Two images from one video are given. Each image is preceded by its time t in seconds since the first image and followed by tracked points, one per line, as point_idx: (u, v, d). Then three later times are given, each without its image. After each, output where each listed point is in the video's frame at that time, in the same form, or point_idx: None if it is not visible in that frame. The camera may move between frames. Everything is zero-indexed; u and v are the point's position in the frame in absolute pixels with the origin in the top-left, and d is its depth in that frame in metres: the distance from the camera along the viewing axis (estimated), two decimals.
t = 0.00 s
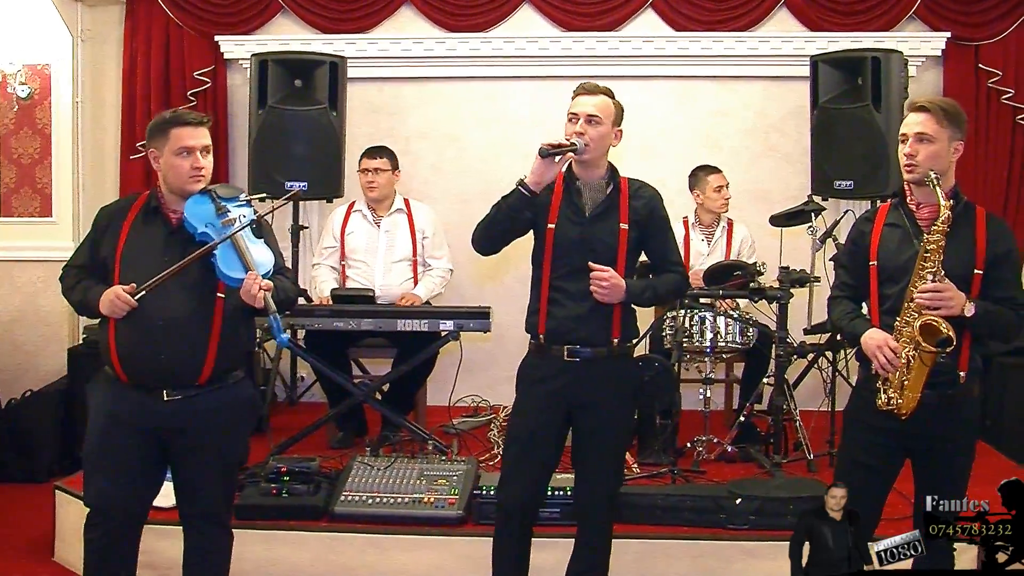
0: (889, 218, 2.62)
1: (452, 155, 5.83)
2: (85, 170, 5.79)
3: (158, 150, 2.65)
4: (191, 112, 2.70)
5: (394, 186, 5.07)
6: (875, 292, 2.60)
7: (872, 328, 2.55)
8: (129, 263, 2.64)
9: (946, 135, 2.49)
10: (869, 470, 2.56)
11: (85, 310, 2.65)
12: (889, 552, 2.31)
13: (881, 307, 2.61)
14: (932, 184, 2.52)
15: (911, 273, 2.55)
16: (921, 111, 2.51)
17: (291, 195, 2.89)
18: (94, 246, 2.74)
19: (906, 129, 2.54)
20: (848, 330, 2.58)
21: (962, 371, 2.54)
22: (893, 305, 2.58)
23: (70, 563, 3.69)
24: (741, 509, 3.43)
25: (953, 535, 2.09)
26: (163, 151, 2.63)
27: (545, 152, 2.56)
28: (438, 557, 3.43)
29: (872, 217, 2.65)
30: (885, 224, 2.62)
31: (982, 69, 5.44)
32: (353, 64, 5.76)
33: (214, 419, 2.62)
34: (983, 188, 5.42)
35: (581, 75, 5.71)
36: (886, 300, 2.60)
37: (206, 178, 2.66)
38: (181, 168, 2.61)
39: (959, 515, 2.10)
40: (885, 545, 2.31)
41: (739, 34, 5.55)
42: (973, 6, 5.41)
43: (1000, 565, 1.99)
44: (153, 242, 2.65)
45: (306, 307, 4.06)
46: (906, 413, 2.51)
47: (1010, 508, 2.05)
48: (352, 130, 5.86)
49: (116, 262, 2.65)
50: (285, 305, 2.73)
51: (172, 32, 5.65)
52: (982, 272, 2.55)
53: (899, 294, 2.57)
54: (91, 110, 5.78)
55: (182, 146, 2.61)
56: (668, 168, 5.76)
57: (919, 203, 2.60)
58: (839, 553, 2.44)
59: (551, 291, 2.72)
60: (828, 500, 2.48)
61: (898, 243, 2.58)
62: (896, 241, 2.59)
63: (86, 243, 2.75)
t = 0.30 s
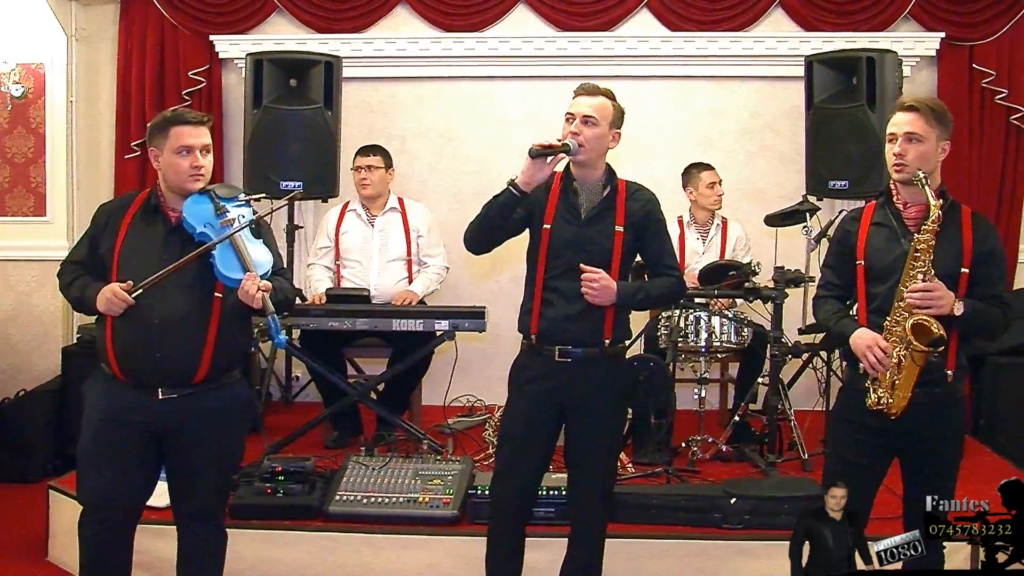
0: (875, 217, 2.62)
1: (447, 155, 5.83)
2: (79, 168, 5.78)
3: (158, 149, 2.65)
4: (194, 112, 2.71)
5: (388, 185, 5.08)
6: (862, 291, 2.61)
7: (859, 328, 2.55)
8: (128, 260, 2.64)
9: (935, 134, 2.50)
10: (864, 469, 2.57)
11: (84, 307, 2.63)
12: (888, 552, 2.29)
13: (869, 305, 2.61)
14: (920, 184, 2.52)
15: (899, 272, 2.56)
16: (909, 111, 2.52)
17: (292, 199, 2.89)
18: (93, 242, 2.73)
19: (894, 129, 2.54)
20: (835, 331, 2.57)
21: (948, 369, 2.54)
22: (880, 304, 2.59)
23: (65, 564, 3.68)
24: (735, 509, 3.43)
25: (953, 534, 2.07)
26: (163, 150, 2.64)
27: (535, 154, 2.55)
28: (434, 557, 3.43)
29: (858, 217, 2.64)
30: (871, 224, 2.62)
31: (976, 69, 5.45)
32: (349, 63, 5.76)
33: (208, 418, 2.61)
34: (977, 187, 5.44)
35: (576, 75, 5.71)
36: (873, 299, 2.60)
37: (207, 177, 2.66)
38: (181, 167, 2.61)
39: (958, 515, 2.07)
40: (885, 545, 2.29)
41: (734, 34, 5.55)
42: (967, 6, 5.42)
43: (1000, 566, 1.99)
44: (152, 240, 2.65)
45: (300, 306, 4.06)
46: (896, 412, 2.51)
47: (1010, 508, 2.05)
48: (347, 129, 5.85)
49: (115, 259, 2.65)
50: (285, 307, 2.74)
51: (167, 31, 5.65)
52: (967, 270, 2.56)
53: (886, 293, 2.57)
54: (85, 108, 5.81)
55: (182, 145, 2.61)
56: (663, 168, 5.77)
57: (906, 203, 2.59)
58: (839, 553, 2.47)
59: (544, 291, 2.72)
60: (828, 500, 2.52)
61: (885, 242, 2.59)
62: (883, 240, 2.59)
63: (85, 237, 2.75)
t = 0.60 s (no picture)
0: (860, 219, 2.62)
1: (446, 157, 5.84)
2: (78, 170, 5.78)
3: (154, 150, 2.65)
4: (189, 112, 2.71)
5: (387, 188, 5.08)
6: (848, 292, 2.61)
7: (847, 330, 2.55)
8: (125, 261, 2.63)
9: (923, 136, 2.52)
10: (862, 471, 2.56)
11: (79, 307, 2.63)
12: (888, 552, 2.32)
13: (854, 308, 2.62)
14: (907, 186, 2.55)
15: (887, 274, 2.56)
16: (898, 112, 2.52)
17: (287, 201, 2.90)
18: (87, 241, 2.72)
19: (882, 130, 2.55)
20: (821, 333, 2.57)
21: (936, 369, 2.54)
22: (867, 306, 2.59)
23: (63, 566, 3.68)
24: (735, 511, 3.43)
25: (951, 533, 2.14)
26: (158, 150, 2.63)
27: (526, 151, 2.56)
28: (433, 559, 3.43)
29: (843, 219, 2.65)
30: (857, 225, 2.62)
31: (975, 71, 5.45)
32: (348, 66, 5.76)
33: (204, 419, 2.62)
34: (975, 190, 5.45)
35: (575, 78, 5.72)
36: (860, 301, 2.61)
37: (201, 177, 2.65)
38: (177, 168, 2.61)
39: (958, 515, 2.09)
40: (885, 545, 2.31)
41: (733, 37, 5.55)
42: (966, 9, 5.42)
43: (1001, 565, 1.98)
44: (150, 241, 2.65)
45: (299, 308, 4.06)
46: (885, 414, 2.52)
47: (1010, 507, 2.05)
48: (347, 132, 5.86)
49: (111, 259, 2.64)
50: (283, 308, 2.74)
51: (166, 33, 5.65)
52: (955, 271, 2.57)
53: (873, 294, 2.58)
54: (85, 110, 5.81)
55: (177, 145, 2.61)
56: (662, 170, 5.77)
57: (891, 204, 2.61)
58: (839, 553, 2.48)
59: (536, 292, 2.73)
60: (828, 500, 2.53)
61: (871, 243, 2.59)
62: (869, 241, 2.60)
63: (80, 236, 2.74)
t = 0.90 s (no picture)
0: (844, 222, 2.63)
1: (447, 161, 5.85)
2: (79, 173, 5.78)
3: (153, 154, 2.66)
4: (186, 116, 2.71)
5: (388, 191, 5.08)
6: (834, 295, 2.61)
7: (834, 333, 2.55)
8: (125, 265, 2.63)
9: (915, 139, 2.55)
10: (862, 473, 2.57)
11: (79, 311, 2.64)
12: (888, 552, 2.32)
13: (841, 311, 2.62)
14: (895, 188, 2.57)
15: (875, 277, 2.57)
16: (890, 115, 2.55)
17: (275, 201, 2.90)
18: (88, 246, 2.73)
19: (878, 131, 2.54)
20: (808, 336, 2.57)
21: (919, 369, 2.54)
22: (853, 309, 2.60)
23: (62, 569, 3.68)
24: (735, 514, 3.42)
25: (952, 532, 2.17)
26: (157, 155, 2.64)
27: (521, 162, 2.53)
28: (433, 561, 3.43)
29: (826, 222, 2.65)
30: (841, 228, 2.63)
31: (975, 75, 5.46)
32: (349, 69, 5.76)
33: (203, 423, 2.61)
34: (975, 194, 5.46)
35: (575, 81, 5.72)
36: (846, 303, 2.61)
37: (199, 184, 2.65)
38: (176, 172, 2.61)
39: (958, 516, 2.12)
40: (885, 545, 2.31)
41: (734, 40, 5.55)
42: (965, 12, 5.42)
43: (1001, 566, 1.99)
44: (149, 246, 2.65)
45: (299, 311, 4.07)
46: (876, 418, 2.52)
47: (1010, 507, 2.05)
48: (347, 135, 5.87)
49: (111, 263, 2.64)
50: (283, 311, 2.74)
51: (166, 37, 5.66)
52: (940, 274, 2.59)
53: (859, 297, 2.58)
54: (85, 113, 5.82)
55: (175, 150, 2.61)
56: (662, 174, 5.78)
57: (876, 207, 2.64)
58: (839, 553, 2.54)
59: (518, 297, 2.71)
60: (828, 500, 2.56)
61: (857, 246, 2.60)
62: (854, 245, 2.61)
63: (80, 241, 2.75)
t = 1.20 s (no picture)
0: (832, 227, 2.62)
1: (449, 165, 5.85)
2: (82, 178, 5.79)
3: (156, 158, 2.68)
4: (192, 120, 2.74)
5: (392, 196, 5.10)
6: (824, 300, 2.60)
7: (825, 339, 2.54)
8: (133, 270, 2.64)
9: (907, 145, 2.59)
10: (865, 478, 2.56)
11: (85, 318, 2.65)
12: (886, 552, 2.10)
13: (832, 316, 2.61)
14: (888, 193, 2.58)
15: (867, 282, 2.57)
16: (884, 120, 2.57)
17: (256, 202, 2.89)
18: (98, 255, 2.75)
19: (877, 135, 2.55)
20: (801, 342, 2.56)
21: (909, 373, 2.56)
22: (845, 314, 2.59)
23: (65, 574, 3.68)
24: (737, 519, 3.42)
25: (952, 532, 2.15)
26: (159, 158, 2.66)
27: (497, 161, 2.50)
28: (436, 567, 3.43)
29: (814, 227, 2.64)
30: (829, 234, 2.62)
31: (977, 80, 5.46)
32: (351, 74, 5.78)
33: (212, 427, 2.62)
34: (977, 199, 5.46)
35: (578, 86, 5.73)
36: (835, 309, 2.61)
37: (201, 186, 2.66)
38: (175, 175, 2.62)
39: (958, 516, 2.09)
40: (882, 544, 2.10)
41: (735, 45, 5.56)
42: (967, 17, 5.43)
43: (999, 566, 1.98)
44: (155, 251, 2.65)
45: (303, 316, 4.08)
46: (873, 424, 2.51)
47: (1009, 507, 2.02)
48: (350, 140, 5.88)
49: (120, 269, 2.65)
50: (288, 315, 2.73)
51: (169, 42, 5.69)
52: (924, 277, 2.62)
53: (847, 302, 2.59)
54: (89, 119, 5.83)
55: (177, 152, 2.63)
56: (664, 178, 5.78)
57: (864, 211, 2.64)
58: (839, 553, 2.49)
59: (489, 301, 2.70)
60: (828, 500, 2.54)
61: (844, 251, 2.59)
62: (843, 250, 2.60)
63: (90, 250, 2.77)
